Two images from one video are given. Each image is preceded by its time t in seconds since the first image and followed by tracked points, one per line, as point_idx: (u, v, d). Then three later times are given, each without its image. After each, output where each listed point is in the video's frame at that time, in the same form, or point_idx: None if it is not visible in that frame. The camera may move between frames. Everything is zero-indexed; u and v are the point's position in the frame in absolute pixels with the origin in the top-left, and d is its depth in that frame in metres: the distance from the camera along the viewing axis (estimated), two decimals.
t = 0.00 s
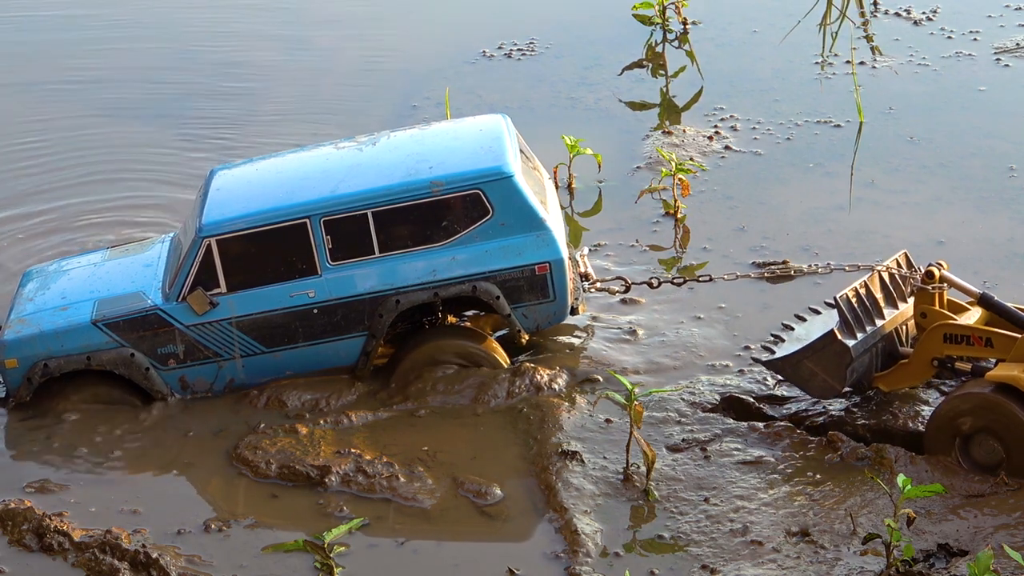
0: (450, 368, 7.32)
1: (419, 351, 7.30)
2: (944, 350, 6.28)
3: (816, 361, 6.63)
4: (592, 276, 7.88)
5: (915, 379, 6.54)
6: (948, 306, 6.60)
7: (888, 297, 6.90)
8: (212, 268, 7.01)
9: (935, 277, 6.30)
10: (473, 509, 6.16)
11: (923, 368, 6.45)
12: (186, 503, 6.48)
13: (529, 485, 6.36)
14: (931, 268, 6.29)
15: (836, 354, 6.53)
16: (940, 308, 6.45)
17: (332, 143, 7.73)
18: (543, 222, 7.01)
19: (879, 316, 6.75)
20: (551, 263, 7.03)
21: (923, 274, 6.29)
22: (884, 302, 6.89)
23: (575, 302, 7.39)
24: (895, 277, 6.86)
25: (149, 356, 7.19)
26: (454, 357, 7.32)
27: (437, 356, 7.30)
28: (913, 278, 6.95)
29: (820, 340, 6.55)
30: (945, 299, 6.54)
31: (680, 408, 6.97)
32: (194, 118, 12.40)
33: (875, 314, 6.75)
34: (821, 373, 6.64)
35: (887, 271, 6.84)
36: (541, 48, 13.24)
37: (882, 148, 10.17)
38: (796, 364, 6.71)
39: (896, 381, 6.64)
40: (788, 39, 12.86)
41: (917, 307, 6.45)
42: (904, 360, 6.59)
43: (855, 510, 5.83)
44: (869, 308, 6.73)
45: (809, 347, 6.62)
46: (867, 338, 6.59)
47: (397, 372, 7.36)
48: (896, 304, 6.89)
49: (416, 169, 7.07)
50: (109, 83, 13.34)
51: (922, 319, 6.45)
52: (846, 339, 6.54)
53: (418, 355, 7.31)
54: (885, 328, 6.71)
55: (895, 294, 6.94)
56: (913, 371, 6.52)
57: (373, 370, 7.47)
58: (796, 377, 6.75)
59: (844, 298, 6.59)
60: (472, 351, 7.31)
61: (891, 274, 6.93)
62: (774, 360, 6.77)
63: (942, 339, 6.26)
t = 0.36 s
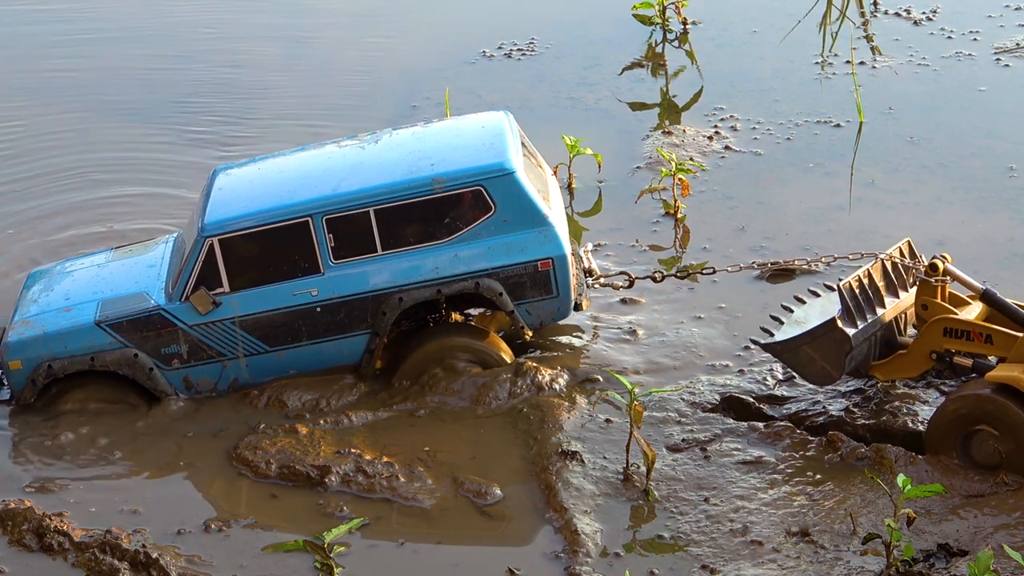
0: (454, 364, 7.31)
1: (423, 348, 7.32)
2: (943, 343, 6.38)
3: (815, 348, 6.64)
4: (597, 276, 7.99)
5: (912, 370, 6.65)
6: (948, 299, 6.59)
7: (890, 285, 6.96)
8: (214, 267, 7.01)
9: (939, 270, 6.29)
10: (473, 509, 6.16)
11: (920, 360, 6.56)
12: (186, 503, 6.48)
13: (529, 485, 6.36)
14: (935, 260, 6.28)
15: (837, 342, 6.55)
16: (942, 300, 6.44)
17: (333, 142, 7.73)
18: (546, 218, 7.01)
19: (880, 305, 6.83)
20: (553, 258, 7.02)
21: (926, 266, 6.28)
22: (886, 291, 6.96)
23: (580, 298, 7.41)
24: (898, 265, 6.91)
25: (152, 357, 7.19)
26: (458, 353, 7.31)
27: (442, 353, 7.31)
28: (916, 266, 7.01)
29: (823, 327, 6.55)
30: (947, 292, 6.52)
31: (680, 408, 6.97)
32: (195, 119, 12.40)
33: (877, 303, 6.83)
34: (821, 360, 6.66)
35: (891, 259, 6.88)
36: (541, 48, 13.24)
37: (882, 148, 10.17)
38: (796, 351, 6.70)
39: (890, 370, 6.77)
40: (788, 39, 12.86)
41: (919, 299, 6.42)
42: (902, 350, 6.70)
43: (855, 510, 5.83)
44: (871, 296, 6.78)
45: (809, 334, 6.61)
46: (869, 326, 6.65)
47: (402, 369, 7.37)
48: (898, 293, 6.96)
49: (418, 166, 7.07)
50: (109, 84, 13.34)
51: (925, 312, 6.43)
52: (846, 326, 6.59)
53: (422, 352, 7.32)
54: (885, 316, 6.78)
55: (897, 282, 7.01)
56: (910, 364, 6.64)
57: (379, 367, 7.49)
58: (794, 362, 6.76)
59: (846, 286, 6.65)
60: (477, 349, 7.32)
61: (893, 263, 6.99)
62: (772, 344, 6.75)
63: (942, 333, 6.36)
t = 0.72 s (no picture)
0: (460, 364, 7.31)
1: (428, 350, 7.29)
2: (944, 338, 6.40)
3: (816, 335, 6.71)
4: (602, 270, 7.98)
5: (914, 361, 6.65)
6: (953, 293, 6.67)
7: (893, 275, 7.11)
8: (219, 266, 7.00)
9: (945, 263, 6.32)
10: (473, 509, 6.16)
11: (920, 353, 6.59)
12: (186, 503, 6.48)
13: (529, 485, 6.36)
14: (941, 254, 6.31)
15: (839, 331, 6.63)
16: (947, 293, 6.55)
17: (338, 139, 7.72)
18: (551, 214, 6.99)
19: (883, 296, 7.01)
20: (558, 255, 7.00)
21: (932, 259, 6.32)
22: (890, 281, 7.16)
23: (586, 294, 7.41)
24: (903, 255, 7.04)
25: (158, 356, 7.20)
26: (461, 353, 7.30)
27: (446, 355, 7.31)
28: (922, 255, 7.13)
29: (827, 317, 6.61)
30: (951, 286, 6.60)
31: (680, 408, 6.97)
32: (195, 119, 12.41)
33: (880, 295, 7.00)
34: (820, 348, 6.75)
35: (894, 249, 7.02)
36: (541, 48, 13.24)
37: (882, 148, 10.17)
38: (796, 338, 6.76)
39: (892, 361, 6.79)
40: (788, 38, 12.85)
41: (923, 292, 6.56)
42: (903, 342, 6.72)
43: (854, 510, 5.83)
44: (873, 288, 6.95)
45: (810, 321, 6.67)
46: (871, 317, 6.79)
47: (405, 370, 7.35)
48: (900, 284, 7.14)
49: (423, 163, 7.05)
50: (110, 84, 13.35)
51: (927, 304, 6.56)
52: (850, 317, 6.68)
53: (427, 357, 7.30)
54: (889, 306, 6.95)
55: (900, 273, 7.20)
56: (911, 354, 6.64)
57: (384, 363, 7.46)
58: (794, 348, 6.82)
59: (849, 277, 6.85)
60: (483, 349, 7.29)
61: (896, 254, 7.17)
62: (773, 330, 6.78)
63: (944, 327, 6.37)
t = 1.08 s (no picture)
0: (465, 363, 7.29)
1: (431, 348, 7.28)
2: (946, 333, 6.43)
3: (819, 324, 6.80)
4: (614, 266, 8.02)
5: (913, 353, 6.72)
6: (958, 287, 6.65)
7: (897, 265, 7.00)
8: (228, 263, 7.00)
9: (951, 258, 6.29)
10: (473, 509, 6.17)
11: (921, 345, 6.64)
12: (186, 503, 6.48)
13: (529, 485, 6.36)
14: (948, 249, 6.27)
15: (840, 319, 6.70)
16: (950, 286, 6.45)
17: (346, 136, 7.71)
18: (559, 211, 6.96)
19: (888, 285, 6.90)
20: (568, 252, 6.97)
21: (939, 254, 6.28)
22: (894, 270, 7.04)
23: (595, 290, 7.38)
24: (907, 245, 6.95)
25: (167, 353, 7.18)
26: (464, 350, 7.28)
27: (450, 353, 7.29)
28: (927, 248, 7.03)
29: (830, 305, 6.69)
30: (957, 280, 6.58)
31: (680, 408, 6.97)
32: (195, 119, 12.41)
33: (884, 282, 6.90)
34: (822, 335, 6.84)
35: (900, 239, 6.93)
36: (541, 48, 13.23)
37: (881, 148, 10.17)
38: (799, 324, 6.87)
39: (891, 351, 6.87)
40: (789, 39, 12.85)
41: (926, 285, 6.45)
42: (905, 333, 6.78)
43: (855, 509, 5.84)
44: (877, 275, 6.86)
45: (814, 309, 6.76)
46: (873, 307, 6.73)
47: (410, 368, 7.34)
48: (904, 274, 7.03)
49: (432, 160, 7.05)
50: (109, 84, 13.35)
51: (931, 298, 6.45)
52: (853, 306, 6.65)
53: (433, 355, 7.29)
54: (891, 296, 6.86)
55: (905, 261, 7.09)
56: (911, 347, 6.71)
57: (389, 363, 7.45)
58: (796, 334, 6.94)
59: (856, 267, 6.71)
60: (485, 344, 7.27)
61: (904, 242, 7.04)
62: (776, 314, 6.92)
63: (947, 322, 6.38)
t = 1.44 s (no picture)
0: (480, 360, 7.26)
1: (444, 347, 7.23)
2: (947, 327, 6.53)
3: (822, 310, 7.06)
4: (622, 262, 8.31)
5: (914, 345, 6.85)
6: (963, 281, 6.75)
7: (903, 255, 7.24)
8: (239, 259, 6.98)
9: (958, 252, 6.41)
10: (473, 509, 6.17)
11: (924, 338, 6.76)
12: (186, 503, 6.49)
13: (529, 485, 6.36)
14: (956, 243, 6.39)
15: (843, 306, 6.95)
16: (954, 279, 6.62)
17: (357, 131, 7.68)
18: (571, 208, 6.91)
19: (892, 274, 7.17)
20: (579, 249, 6.92)
21: (947, 247, 6.40)
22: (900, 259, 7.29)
23: (605, 287, 7.31)
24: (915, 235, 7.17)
25: (177, 349, 7.16)
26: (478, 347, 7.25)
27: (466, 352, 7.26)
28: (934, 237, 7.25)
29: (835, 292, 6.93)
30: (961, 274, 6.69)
31: (680, 408, 6.97)
32: (195, 119, 12.42)
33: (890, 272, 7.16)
34: (825, 322, 7.10)
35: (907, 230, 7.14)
36: (541, 48, 13.23)
37: (881, 148, 10.17)
38: (802, 311, 7.14)
39: (891, 341, 7.02)
40: (789, 38, 12.85)
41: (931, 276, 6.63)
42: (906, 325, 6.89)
43: (855, 509, 5.84)
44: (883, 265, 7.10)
45: (818, 296, 7.01)
46: (878, 296, 6.98)
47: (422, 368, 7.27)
48: (909, 263, 7.30)
49: (443, 156, 7.00)
50: (109, 84, 13.35)
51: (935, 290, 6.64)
52: (857, 295, 6.92)
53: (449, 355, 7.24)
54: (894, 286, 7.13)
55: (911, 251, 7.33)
56: (914, 339, 6.82)
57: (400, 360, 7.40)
58: (800, 320, 7.20)
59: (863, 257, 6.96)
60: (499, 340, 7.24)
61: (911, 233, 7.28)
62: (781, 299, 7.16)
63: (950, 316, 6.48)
